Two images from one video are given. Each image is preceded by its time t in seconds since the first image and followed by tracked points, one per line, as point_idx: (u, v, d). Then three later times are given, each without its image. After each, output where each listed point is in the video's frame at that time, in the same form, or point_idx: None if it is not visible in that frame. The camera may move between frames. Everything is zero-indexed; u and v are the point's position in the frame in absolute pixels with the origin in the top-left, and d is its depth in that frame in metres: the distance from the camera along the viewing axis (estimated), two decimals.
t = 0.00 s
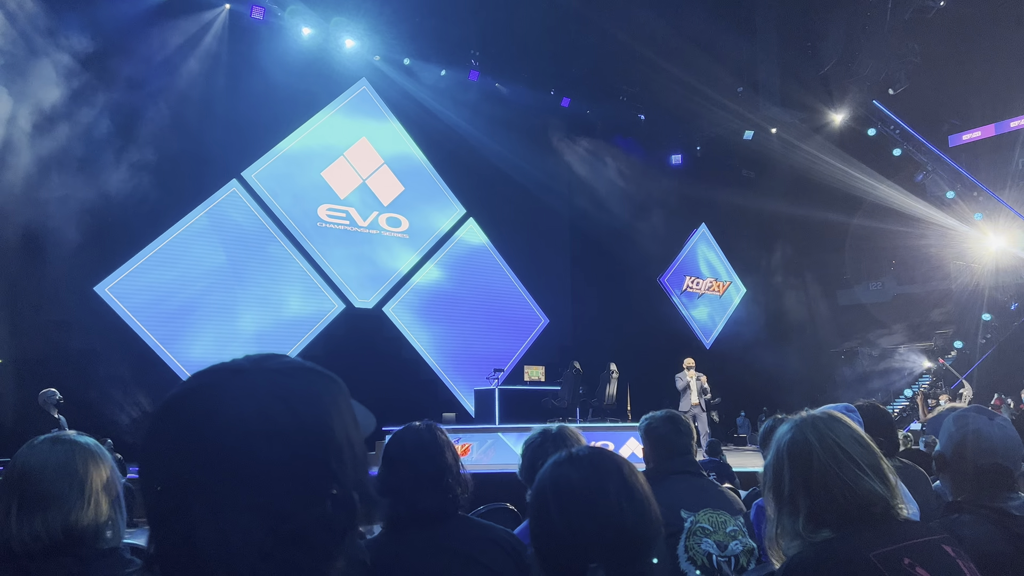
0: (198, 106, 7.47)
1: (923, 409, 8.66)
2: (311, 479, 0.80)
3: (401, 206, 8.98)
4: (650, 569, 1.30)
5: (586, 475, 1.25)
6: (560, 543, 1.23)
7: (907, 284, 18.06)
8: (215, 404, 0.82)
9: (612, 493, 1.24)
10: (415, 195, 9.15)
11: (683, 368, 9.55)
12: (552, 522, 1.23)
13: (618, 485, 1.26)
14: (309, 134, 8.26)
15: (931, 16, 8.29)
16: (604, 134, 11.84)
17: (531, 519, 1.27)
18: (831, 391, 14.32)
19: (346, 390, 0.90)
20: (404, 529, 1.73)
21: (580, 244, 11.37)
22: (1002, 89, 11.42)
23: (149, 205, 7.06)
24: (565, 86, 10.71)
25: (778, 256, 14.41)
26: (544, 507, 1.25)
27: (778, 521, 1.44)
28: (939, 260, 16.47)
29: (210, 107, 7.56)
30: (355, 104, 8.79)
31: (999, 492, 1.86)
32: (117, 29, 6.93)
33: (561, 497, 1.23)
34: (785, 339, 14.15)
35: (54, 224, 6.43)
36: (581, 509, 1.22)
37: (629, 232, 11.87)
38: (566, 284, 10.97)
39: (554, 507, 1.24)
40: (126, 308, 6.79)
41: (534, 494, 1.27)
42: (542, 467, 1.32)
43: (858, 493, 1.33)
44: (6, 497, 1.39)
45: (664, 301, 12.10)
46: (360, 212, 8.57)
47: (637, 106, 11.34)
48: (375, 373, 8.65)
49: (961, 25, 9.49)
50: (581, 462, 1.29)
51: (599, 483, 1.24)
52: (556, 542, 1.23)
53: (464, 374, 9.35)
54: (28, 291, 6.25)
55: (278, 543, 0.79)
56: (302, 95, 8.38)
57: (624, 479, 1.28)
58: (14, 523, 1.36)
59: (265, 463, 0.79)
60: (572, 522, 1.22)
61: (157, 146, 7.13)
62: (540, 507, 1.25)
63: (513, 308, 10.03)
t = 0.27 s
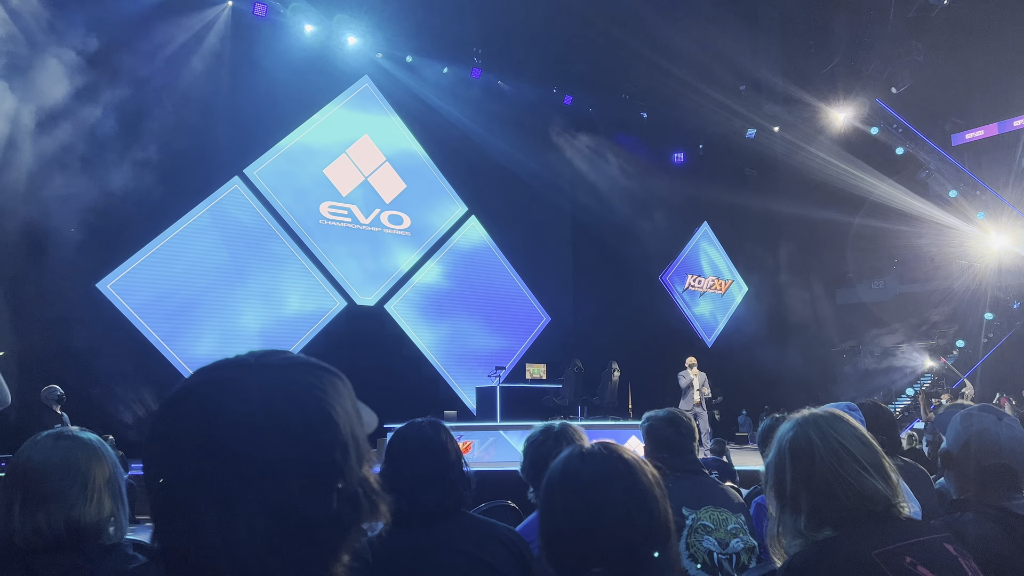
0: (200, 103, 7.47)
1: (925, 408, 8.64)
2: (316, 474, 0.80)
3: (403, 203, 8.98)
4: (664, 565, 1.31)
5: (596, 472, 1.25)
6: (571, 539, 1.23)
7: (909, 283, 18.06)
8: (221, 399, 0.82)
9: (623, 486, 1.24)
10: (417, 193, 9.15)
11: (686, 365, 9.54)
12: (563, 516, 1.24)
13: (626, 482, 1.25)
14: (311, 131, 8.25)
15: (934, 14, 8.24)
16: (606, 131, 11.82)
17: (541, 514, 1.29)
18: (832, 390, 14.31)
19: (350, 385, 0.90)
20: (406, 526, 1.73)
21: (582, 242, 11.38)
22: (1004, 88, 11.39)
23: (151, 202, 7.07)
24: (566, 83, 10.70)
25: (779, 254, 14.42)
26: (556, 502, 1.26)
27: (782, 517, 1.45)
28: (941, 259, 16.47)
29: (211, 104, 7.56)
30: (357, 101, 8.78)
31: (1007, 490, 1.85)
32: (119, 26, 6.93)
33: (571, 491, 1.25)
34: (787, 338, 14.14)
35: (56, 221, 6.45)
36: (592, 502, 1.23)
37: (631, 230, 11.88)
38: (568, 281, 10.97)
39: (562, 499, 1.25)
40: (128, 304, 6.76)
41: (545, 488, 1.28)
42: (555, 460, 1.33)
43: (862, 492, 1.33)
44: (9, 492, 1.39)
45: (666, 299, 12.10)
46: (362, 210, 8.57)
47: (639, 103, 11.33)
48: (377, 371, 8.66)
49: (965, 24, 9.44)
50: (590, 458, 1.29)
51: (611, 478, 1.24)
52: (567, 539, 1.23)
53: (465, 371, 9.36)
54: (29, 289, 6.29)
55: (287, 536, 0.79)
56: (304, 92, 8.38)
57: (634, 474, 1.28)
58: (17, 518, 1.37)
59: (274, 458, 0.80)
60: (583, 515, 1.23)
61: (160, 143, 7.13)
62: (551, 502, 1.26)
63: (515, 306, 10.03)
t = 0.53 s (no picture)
0: (200, 101, 7.46)
1: (925, 408, 8.64)
2: (318, 470, 0.80)
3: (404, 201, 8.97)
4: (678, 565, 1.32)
5: (604, 469, 1.27)
6: (581, 533, 1.25)
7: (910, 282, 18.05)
8: (225, 394, 0.83)
9: (640, 482, 1.26)
10: (418, 191, 9.14)
11: (692, 365, 9.47)
12: (572, 510, 1.26)
13: (629, 479, 1.26)
14: (312, 129, 8.25)
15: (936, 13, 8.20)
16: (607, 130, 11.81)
17: (549, 508, 1.31)
18: (832, 389, 14.32)
19: (351, 382, 0.90)
20: (409, 522, 1.73)
21: (583, 240, 11.38)
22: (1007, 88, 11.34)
23: (151, 199, 7.07)
24: (567, 81, 10.68)
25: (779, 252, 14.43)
26: (567, 498, 1.28)
27: (783, 515, 1.45)
28: (942, 258, 16.45)
29: (212, 101, 7.55)
30: (357, 99, 8.78)
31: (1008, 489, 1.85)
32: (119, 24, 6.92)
33: (582, 486, 1.27)
34: (788, 336, 14.13)
35: (56, 219, 6.45)
36: (604, 497, 1.25)
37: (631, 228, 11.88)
38: (568, 280, 10.97)
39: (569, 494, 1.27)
40: (128, 302, 6.78)
41: (557, 484, 1.31)
42: (561, 458, 1.34)
43: (863, 491, 1.33)
44: (11, 488, 1.40)
45: (666, 298, 12.10)
46: (363, 207, 8.57)
47: (640, 102, 11.31)
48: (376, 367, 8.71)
49: (967, 22, 9.40)
50: (602, 453, 1.31)
51: (624, 474, 1.26)
52: (576, 533, 1.25)
53: (465, 369, 9.34)
54: (29, 287, 6.30)
55: (290, 532, 0.79)
56: (305, 90, 8.37)
57: (647, 472, 1.29)
58: (19, 514, 1.37)
59: (277, 455, 0.80)
60: (593, 509, 1.25)
61: (160, 140, 7.13)
62: (561, 497, 1.29)
63: (516, 304, 10.02)
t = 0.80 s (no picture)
0: (200, 99, 7.45)
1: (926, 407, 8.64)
2: (315, 468, 0.80)
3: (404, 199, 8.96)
4: (683, 564, 1.31)
5: (604, 468, 1.27)
6: (582, 531, 1.25)
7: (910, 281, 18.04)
8: (219, 393, 0.82)
9: (645, 481, 1.27)
10: (419, 189, 9.14)
11: (700, 368, 9.47)
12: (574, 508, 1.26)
13: (628, 478, 1.25)
14: (312, 127, 8.24)
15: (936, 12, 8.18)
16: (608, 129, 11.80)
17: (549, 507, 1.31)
18: (832, 388, 14.32)
19: (348, 379, 0.90)
20: (409, 519, 1.73)
21: (583, 239, 11.37)
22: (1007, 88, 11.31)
23: (151, 197, 7.06)
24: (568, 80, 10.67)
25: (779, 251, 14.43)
26: (570, 496, 1.28)
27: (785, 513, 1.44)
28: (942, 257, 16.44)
29: (211, 99, 7.54)
30: (358, 97, 8.77)
31: (1007, 488, 1.84)
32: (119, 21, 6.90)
33: (584, 484, 1.27)
34: (788, 335, 14.12)
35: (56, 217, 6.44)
36: (607, 495, 1.25)
37: (631, 227, 11.88)
38: (569, 278, 10.97)
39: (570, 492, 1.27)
40: (128, 300, 6.79)
41: (559, 481, 1.31)
42: (564, 456, 1.34)
43: (864, 490, 1.32)
44: (11, 486, 1.40)
45: (666, 296, 12.10)
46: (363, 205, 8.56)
47: (641, 101, 11.31)
48: (376, 364, 8.73)
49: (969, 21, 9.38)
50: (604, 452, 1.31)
51: (627, 472, 1.26)
52: (579, 531, 1.25)
53: (465, 368, 9.33)
54: (28, 286, 6.29)
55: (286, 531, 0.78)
56: (305, 88, 8.36)
57: (650, 471, 1.29)
58: (18, 512, 1.37)
59: (274, 453, 0.79)
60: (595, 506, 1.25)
61: (160, 138, 7.12)
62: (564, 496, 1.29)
63: (516, 302, 10.01)
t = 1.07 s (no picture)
0: (198, 100, 7.44)
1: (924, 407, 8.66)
2: (314, 469, 0.80)
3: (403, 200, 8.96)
4: (685, 567, 1.31)
5: (604, 471, 1.26)
6: (581, 531, 1.25)
7: (908, 281, 18.08)
8: (219, 393, 0.82)
9: (645, 483, 1.26)
10: (418, 190, 9.14)
11: (703, 365, 9.50)
12: (573, 509, 1.26)
13: (627, 478, 1.25)
14: (310, 128, 8.24)
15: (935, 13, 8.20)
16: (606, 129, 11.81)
17: (550, 508, 1.31)
18: (831, 388, 14.33)
19: (349, 380, 0.90)
20: (407, 520, 1.73)
21: (582, 239, 11.38)
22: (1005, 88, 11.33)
23: (149, 198, 7.05)
24: (567, 80, 10.67)
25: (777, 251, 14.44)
26: (570, 497, 1.28)
27: (785, 515, 1.44)
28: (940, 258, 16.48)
29: (210, 100, 7.53)
30: (356, 97, 8.76)
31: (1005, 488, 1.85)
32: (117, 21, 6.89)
33: (583, 486, 1.26)
34: (787, 336, 14.13)
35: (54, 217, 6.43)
36: (607, 496, 1.24)
37: (630, 228, 11.89)
38: (567, 279, 10.97)
39: (569, 494, 1.27)
40: (126, 300, 6.77)
41: (557, 482, 1.31)
42: (564, 458, 1.34)
43: (864, 491, 1.32)
44: (7, 487, 1.39)
45: (665, 297, 12.10)
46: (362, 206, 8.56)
47: (640, 102, 11.32)
48: (374, 365, 8.74)
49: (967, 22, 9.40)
50: (603, 454, 1.31)
51: (627, 474, 1.26)
52: (579, 533, 1.25)
53: (463, 368, 9.32)
54: (26, 288, 6.27)
55: (285, 532, 0.78)
56: (303, 88, 8.35)
57: (649, 473, 1.29)
58: (14, 513, 1.36)
59: (273, 455, 0.79)
60: (595, 507, 1.24)
61: (158, 139, 7.11)
62: (563, 498, 1.28)
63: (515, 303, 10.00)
